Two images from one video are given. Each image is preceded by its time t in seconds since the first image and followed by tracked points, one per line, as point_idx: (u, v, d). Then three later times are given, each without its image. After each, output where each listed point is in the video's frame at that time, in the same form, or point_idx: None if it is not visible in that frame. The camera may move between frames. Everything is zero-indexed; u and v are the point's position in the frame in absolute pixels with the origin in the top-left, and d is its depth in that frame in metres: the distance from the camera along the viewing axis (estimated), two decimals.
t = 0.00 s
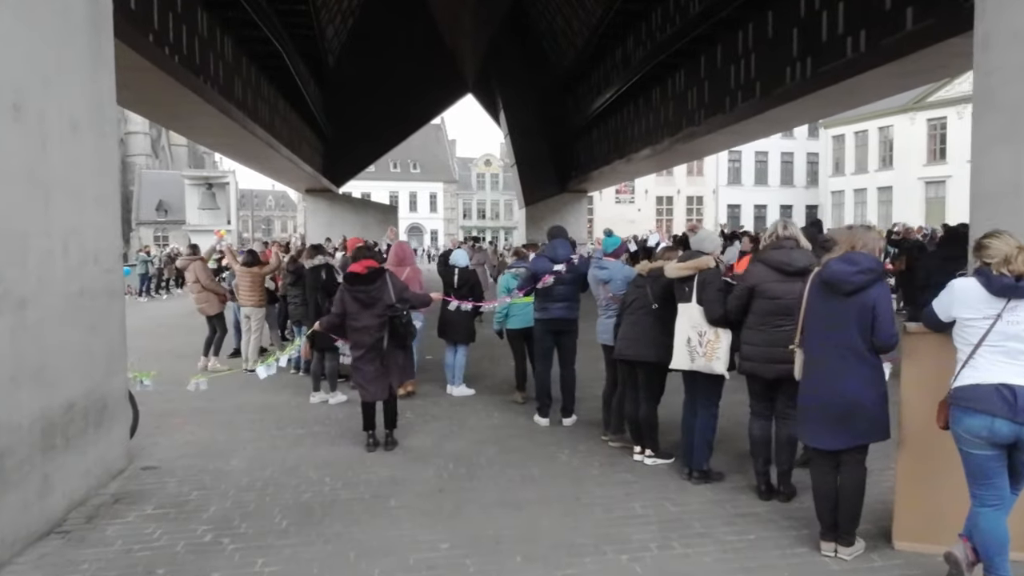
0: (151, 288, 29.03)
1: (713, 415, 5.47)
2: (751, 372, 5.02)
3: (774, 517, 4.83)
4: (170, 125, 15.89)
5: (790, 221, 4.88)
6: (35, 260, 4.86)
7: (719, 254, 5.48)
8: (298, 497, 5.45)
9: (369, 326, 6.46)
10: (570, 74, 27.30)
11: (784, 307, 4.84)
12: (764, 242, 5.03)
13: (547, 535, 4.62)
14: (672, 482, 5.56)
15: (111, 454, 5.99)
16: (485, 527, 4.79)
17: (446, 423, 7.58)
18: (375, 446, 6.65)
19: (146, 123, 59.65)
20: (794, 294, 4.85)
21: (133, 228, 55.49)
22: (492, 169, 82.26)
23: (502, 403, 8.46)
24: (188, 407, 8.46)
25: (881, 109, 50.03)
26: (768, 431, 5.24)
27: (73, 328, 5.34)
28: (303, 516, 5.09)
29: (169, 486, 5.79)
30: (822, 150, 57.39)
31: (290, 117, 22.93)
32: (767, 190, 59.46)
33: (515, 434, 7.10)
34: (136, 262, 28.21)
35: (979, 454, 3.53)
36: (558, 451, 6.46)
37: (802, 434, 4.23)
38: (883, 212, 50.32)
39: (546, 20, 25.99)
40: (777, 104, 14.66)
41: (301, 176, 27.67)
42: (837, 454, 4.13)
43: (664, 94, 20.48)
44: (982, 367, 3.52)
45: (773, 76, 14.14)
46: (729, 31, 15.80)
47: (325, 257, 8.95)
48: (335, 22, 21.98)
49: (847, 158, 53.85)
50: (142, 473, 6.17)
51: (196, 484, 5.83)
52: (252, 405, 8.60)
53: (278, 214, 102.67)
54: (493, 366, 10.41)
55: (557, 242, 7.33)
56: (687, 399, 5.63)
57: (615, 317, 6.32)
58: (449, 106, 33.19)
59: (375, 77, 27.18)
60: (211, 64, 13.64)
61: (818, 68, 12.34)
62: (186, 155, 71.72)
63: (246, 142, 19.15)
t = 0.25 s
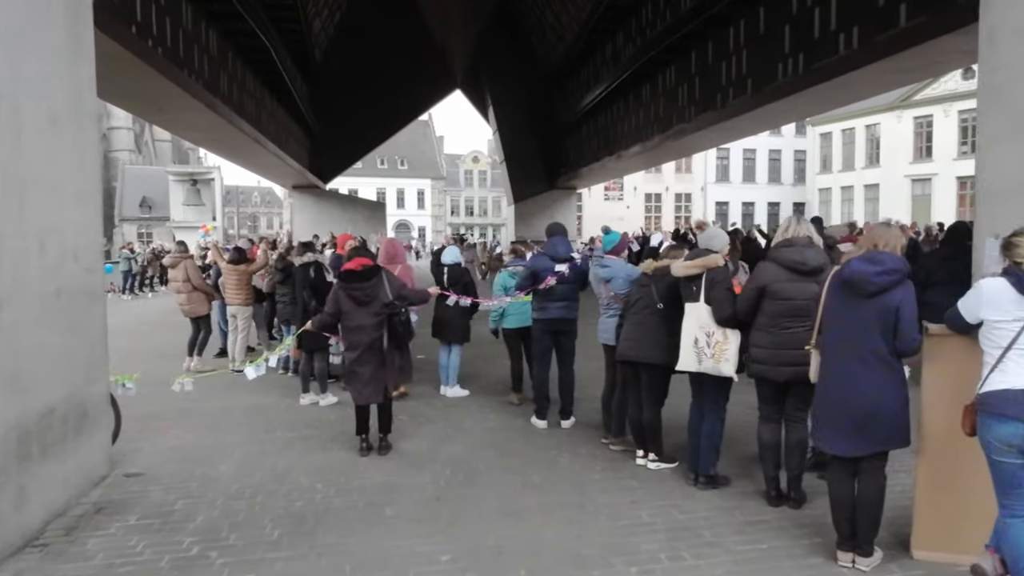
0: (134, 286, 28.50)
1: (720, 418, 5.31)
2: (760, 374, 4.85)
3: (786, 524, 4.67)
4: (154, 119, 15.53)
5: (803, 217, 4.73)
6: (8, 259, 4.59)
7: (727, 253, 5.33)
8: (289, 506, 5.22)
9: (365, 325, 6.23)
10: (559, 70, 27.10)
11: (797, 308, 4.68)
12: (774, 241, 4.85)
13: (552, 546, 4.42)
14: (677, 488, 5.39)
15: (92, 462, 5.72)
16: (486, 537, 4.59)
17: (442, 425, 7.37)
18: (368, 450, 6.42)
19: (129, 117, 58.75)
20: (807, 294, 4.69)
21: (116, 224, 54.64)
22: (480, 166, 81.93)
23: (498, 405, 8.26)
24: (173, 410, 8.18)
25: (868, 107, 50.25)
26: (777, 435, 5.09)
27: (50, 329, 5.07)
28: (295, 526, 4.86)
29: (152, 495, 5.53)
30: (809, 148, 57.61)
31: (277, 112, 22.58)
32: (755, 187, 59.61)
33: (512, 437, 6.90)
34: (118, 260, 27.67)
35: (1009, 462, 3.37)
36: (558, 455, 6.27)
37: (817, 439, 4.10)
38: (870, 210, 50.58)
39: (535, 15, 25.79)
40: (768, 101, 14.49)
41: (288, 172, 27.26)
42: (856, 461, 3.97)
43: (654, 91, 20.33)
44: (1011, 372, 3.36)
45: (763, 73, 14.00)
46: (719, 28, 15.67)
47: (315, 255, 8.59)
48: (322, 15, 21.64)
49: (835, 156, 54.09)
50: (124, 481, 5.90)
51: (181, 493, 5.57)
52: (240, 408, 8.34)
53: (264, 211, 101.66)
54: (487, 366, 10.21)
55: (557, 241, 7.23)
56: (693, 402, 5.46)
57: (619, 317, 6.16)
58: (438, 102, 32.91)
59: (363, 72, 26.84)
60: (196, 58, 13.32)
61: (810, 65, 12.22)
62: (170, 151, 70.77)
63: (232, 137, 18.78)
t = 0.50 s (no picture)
0: (110, 286, 27.80)
1: (728, 424, 5.11)
2: (772, 380, 4.67)
3: (798, 537, 4.46)
4: (130, 115, 15.09)
5: (815, 219, 4.60)
6: None
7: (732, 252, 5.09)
8: (274, 521, 4.93)
9: (355, 329, 5.96)
10: (545, 68, 26.89)
11: (811, 307, 4.51)
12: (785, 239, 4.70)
13: (555, 563, 4.18)
14: (682, 498, 5.17)
15: (63, 475, 5.38)
16: (485, 554, 4.34)
17: (432, 431, 7.10)
18: (357, 459, 6.14)
19: (106, 113, 57.60)
20: (823, 292, 4.51)
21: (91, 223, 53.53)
22: (463, 165, 81.56)
23: (489, 410, 8.01)
24: (150, 417, 7.82)
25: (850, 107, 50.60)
26: (786, 443, 4.89)
27: (15, 335, 4.73)
28: (281, 543, 4.57)
29: (127, 510, 5.21)
30: (791, 148, 57.99)
31: (258, 109, 22.14)
32: (738, 187, 59.87)
33: (507, 444, 6.64)
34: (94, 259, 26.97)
35: None
36: (555, 463, 6.03)
37: (836, 448, 3.92)
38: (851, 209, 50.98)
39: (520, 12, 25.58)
40: (755, 100, 14.35)
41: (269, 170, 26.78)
42: (879, 472, 3.78)
43: (639, 89, 20.18)
44: None
45: (750, 71, 13.86)
46: (707, 26, 15.50)
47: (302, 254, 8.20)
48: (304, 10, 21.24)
49: (817, 156, 54.47)
50: (96, 495, 5.56)
51: (158, 507, 5.25)
52: (221, 414, 8.00)
53: (244, 209, 100.28)
54: (476, 368, 9.96)
55: (554, 239, 6.99)
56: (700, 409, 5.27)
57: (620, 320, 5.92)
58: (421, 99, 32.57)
59: (345, 68, 26.40)
60: (174, 51, 12.90)
61: (798, 64, 12.11)
62: (148, 148, 69.57)
63: (211, 134, 18.30)
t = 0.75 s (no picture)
0: (87, 290, 27.15)
1: (737, 436, 4.95)
2: (783, 394, 4.48)
3: (809, 558, 4.30)
4: (106, 115, 14.68)
5: (823, 228, 4.45)
6: None
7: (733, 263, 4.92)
8: (259, 545, 4.67)
9: (345, 341, 5.76)
10: (529, 70, 26.75)
11: (821, 317, 4.32)
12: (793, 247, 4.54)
13: None
14: (686, 516, 4.99)
15: (33, 498, 5.08)
16: None
17: (423, 445, 6.86)
18: (346, 475, 5.90)
19: (82, 113, 56.54)
20: (833, 301, 4.33)
21: (67, 225, 52.41)
22: (447, 167, 81.22)
23: (480, 421, 7.78)
24: (127, 430, 7.51)
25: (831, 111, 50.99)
26: (795, 458, 4.72)
27: None
28: (266, 570, 4.32)
29: (103, 534, 4.92)
30: (773, 151, 58.40)
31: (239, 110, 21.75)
32: (721, 190, 60.17)
33: (501, 458, 6.43)
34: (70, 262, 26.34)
35: None
36: (553, 478, 5.83)
37: (854, 468, 3.79)
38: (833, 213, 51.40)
39: (504, 13, 25.38)
40: (741, 103, 14.23)
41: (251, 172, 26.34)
42: (898, 491, 3.64)
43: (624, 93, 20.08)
44: None
45: (736, 76, 13.77)
46: (692, 29, 15.38)
47: (287, 261, 7.95)
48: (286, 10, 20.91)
49: (799, 159, 54.90)
50: (70, 517, 5.26)
51: (135, 530, 4.97)
52: (201, 426, 7.70)
53: (225, 211, 99.07)
54: (465, 376, 9.73)
55: (550, 247, 6.82)
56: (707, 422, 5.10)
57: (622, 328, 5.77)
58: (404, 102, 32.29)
59: (328, 69, 26.04)
60: (153, 51, 12.53)
61: (784, 68, 12.03)
62: (126, 149, 68.43)
63: (191, 135, 17.88)
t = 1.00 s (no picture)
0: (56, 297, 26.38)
1: (741, 449, 4.79)
2: (792, 403, 4.31)
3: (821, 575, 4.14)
4: (78, 117, 14.26)
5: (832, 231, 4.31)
6: None
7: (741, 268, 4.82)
8: (242, 569, 4.39)
9: (331, 352, 5.52)
10: (510, 76, 26.64)
11: (832, 324, 4.17)
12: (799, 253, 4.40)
13: None
14: (690, 531, 4.81)
15: None
16: None
17: (412, 457, 6.61)
18: (332, 491, 5.64)
19: (52, 116, 55.26)
20: (844, 307, 4.18)
21: (35, 230, 51.09)
22: (426, 172, 80.84)
23: (470, 431, 7.55)
24: (99, 444, 7.16)
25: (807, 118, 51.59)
26: (803, 470, 4.57)
27: None
28: None
29: (73, 558, 4.61)
30: (751, 158, 58.97)
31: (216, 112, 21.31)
32: (699, 196, 60.59)
33: (493, 471, 6.20)
34: (39, 268, 25.58)
35: None
36: (549, 492, 5.61)
37: (871, 483, 3.64)
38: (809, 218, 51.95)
39: (485, 17, 25.22)
40: (722, 109, 14.18)
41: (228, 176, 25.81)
42: (920, 506, 3.49)
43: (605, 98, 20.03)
44: None
45: (717, 82, 13.72)
46: (674, 34, 15.33)
47: (270, 267, 7.61)
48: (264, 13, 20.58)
49: (776, 166, 55.47)
50: (39, 539, 4.94)
51: (109, 554, 4.66)
52: (179, 439, 7.37)
53: (200, 216, 97.52)
54: (452, 384, 9.49)
55: (542, 250, 6.60)
56: (709, 434, 4.94)
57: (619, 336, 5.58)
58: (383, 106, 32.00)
59: (306, 72, 25.67)
60: (126, 50, 12.15)
61: (765, 75, 12.00)
62: (98, 152, 67.11)
63: (165, 137, 17.43)
